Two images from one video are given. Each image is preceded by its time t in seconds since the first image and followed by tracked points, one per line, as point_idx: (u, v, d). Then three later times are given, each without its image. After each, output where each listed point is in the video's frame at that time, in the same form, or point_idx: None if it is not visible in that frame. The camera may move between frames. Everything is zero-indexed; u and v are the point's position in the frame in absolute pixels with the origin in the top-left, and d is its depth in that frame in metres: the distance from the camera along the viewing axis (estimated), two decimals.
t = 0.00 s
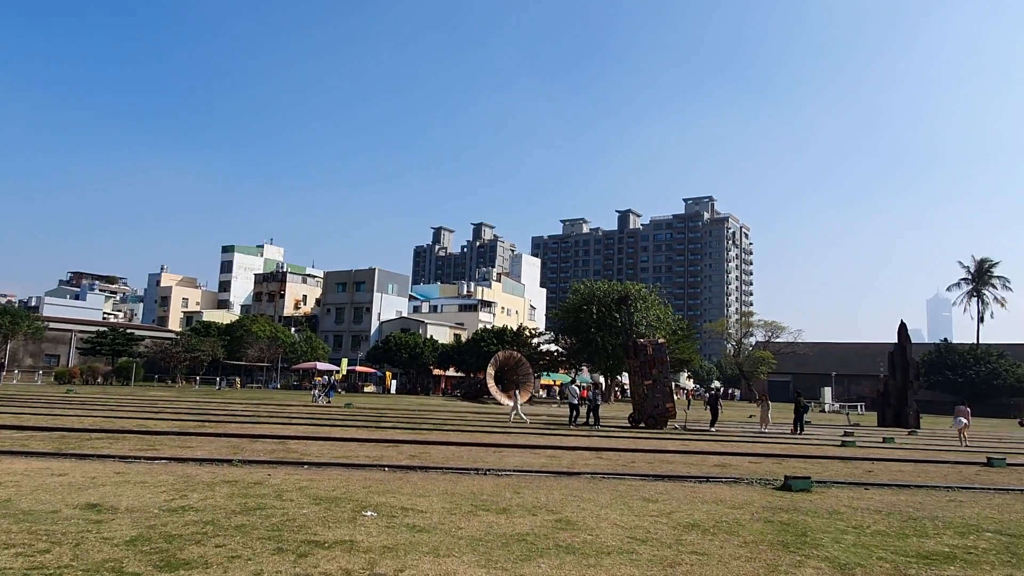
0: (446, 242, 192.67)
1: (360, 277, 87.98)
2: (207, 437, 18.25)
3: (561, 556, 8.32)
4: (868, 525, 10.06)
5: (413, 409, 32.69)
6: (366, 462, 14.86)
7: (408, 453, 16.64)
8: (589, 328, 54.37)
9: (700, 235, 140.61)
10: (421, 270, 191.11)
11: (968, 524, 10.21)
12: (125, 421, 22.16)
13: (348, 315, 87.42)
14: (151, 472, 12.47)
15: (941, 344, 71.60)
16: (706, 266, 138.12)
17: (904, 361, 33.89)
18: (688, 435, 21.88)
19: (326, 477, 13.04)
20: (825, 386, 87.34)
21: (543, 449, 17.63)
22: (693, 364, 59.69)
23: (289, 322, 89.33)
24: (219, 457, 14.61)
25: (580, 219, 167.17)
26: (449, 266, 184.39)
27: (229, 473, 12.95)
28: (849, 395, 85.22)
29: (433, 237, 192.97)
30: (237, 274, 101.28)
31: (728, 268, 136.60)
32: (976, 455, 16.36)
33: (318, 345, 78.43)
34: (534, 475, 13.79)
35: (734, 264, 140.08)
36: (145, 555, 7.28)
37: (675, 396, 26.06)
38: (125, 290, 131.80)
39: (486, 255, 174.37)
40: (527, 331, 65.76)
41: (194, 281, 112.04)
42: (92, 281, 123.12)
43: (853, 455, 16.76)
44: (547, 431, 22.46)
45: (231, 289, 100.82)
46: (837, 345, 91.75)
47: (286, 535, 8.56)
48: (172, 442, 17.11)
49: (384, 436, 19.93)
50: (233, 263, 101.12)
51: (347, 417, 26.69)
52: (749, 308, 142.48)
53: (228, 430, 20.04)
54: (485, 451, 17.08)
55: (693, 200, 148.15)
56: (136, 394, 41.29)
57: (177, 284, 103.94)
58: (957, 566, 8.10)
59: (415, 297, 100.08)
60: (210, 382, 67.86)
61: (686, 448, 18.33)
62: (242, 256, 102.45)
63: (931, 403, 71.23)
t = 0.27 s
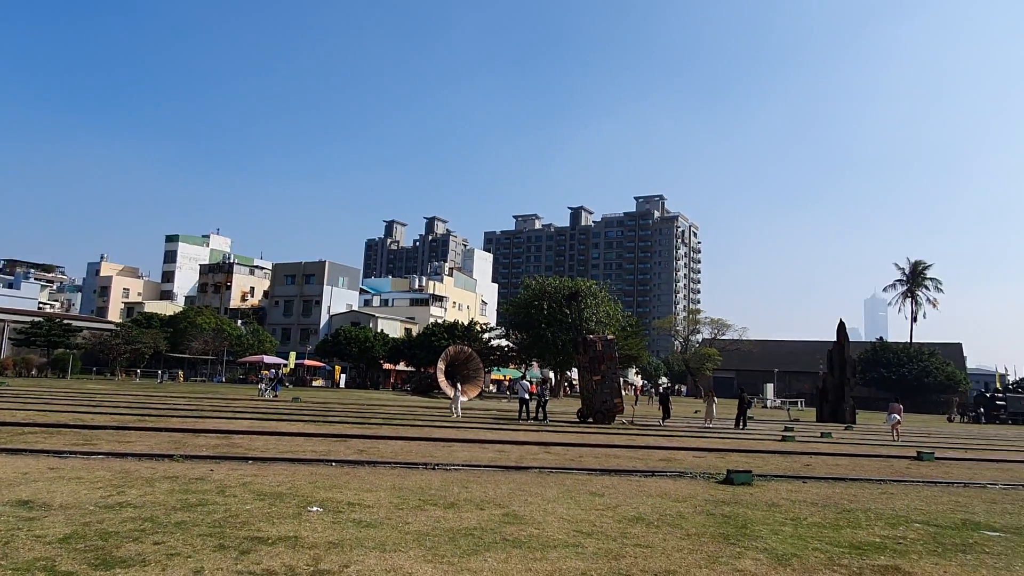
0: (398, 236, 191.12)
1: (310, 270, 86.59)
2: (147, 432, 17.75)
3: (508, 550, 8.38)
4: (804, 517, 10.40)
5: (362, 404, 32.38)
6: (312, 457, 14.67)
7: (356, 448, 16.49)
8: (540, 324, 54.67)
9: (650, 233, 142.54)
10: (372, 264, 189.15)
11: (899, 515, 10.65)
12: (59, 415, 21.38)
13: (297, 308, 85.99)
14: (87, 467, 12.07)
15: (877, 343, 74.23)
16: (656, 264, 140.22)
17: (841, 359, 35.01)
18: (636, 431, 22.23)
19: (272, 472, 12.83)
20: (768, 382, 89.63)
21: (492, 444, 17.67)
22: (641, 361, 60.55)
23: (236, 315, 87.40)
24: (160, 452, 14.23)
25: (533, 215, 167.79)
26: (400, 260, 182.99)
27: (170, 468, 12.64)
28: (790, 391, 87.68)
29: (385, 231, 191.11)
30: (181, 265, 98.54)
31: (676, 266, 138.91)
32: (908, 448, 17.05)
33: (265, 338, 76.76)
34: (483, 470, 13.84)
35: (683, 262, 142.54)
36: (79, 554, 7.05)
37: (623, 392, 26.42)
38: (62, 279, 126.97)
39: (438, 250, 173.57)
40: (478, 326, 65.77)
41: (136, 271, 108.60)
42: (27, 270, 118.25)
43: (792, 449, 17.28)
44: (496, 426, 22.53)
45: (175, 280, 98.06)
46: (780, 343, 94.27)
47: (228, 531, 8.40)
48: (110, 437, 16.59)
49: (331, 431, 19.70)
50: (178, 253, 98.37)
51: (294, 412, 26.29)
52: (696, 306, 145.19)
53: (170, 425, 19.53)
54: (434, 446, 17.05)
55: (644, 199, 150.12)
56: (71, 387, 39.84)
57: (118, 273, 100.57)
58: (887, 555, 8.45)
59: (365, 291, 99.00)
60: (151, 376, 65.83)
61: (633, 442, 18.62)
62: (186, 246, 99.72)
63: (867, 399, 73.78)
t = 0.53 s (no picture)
0: (363, 229, 189.44)
1: (274, 264, 85.41)
2: (105, 430, 17.35)
3: (475, 544, 8.40)
4: (765, 506, 10.62)
5: (327, 399, 32.11)
6: (276, 453, 14.50)
7: (321, 444, 16.34)
8: (506, 318, 54.73)
9: (616, 228, 143.48)
10: (337, 257, 187.25)
11: (857, 503, 10.92)
12: (13, 413, 20.78)
13: (260, 302, 84.78)
14: (43, 467, 11.77)
15: (836, 335, 75.85)
16: (621, 258, 141.27)
17: (802, 352, 35.73)
18: (601, 423, 22.42)
19: (235, 469, 12.66)
20: (730, 375, 91.00)
21: (459, 438, 17.67)
22: (606, 354, 61.03)
23: (197, 309, 85.85)
24: (119, 450, 13.94)
25: (500, 209, 167.67)
26: (366, 254, 181.48)
27: (129, 466, 12.40)
28: (752, 383, 89.17)
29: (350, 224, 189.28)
30: (140, 259, 96.36)
31: (642, 260, 140.10)
32: (864, 438, 17.49)
33: (227, 333, 75.43)
34: (449, 464, 13.83)
35: (648, 256, 143.81)
36: (35, 556, 6.88)
37: (589, 385, 26.62)
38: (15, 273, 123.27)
39: (404, 243, 172.51)
40: (444, 320, 65.62)
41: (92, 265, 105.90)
42: None
43: (754, 440, 17.60)
44: (462, 420, 22.53)
45: (133, 274, 95.89)
46: (742, 336, 95.81)
47: (190, 530, 8.27)
48: (67, 435, 16.19)
49: (296, 426, 19.50)
50: (136, 246, 96.17)
51: (258, 408, 25.97)
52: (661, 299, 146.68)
53: (129, 422, 19.12)
54: (400, 441, 16.98)
55: (610, 194, 151.07)
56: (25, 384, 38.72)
57: (73, 267, 97.97)
58: (845, 543, 8.67)
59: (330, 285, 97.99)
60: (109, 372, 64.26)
61: (599, 435, 18.78)
62: (145, 239, 97.52)
63: (826, 391, 75.38)
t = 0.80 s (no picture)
0: (335, 228, 187.82)
1: (245, 262, 84.34)
2: (69, 430, 16.98)
3: (447, 544, 8.39)
4: (735, 504, 10.76)
5: (298, 398, 31.78)
6: (246, 454, 14.34)
7: (292, 444, 16.18)
8: (480, 317, 54.70)
9: (589, 228, 144.04)
10: (309, 256, 185.55)
11: (823, 500, 11.12)
12: None
13: (231, 301, 83.68)
14: (4, 469, 11.49)
15: (804, 335, 77.00)
16: (594, 258, 141.93)
17: (771, 351, 36.21)
18: (574, 422, 22.52)
19: (205, 469, 12.49)
20: (701, 374, 91.88)
21: (432, 437, 17.61)
22: (579, 354, 61.26)
23: (165, 308, 84.52)
24: (83, 451, 13.67)
25: (473, 208, 167.38)
26: (339, 253, 180.11)
27: (96, 468, 12.16)
28: (722, 382, 90.13)
29: (323, 222, 187.59)
30: (106, 256, 94.51)
31: (615, 260, 140.87)
32: (832, 436, 17.79)
33: (196, 333, 74.36)
34: (422, 464, 13.78)
35: (621, 256, 144.68)
36: None
37: (562, 384, 26.72)
38: None
39: (377, 242, 171.47)
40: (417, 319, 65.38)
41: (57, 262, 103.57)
42: None
43: (724, 438, 17.81)
44: (435, 420, 22.46)
45: (99, 272, 94.02)
46: (713, 337, 96.81)
47: (157, 531, 8.14)
48: (29, 436, 15.82)
49: (266, 426, 19.29)
50: (103, 243, 94.33)
51: (228, 407, 25.62)
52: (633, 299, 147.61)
53: (94, 422, 18.75)
54: (373, 441, 16.88)
55: (583, 194, 151.69)
56: None
57: (37, 265, 95.72)
58: (813, 539, 8.81)
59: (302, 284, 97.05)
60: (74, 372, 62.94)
61: (572, 434, 18.86)
62: (112, 236, 95.69)
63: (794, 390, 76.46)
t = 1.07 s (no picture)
0: (309, 226, 186.01)
1: (215, 260, 83.18)
2: (32, 431, 16.62)
3: (419, 545, 8.36)
4: (704, 504, 10.87)
5: (269, 398, 31.43)
6: (215, 455, 14.14)
7: (262, 444, 16.00)
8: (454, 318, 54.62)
9: (563, 229, 144.47)
10: (281, 254, 183.65)
11: (790, 500, 11.29)
12: None
13: (200, 300, 82.50)
14: None
15: (774, 337, 78.01)
16: (569, 259, 142.38)
17: (742, 352, 36.59)
18: (547, 423, 22.56)
19: (172, 471, 12.29)
20: (674, 375, 92.59)
21: (404, 438, 17.52)
22: (553, 354, 61.39)
23: (133, 306, 83.15)
24: (47, 452, 13.38)
25: (448, 208, 166.91)
26: (312, 251, 178.56)
27: (59, 469, 11.91)
28: (694, 383, 90.92)
29: (295, 221, 185.74)
30: (73, 253, 92.64)
31: (589, 261, 141.49)
32: (800, 437, 18.03)
33: (165, 332, 73.20)
34: (394, 465, 13.72)
35: (595, 257, 145.36)
36: None
37: (536, 385, 26.77)
38: None
39: (351, 241, 170.25)
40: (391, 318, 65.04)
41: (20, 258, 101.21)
42: None
43: (695, 439, 17.96)
44: (408, 420, 22.35)
45: (65, 269, 92.11)
46: (685, 338, 97.65)
47: (123, 534, 8.01)
48: None
49: (236, 427, 19.04)
50: (69, 240, 92.44)
51: (197, 408, 25.25)
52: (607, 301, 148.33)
53: (57, 423, 18.34)
54: (344, 442, 16.75)
55: (558, 195, 152.10)
56: None
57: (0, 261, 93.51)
58: (780, 539, 8.94)
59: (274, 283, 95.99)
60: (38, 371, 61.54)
61: (544, 435, 18.90)
62: (79, 232, 93.81)
63: (764, 391, 77.39)
